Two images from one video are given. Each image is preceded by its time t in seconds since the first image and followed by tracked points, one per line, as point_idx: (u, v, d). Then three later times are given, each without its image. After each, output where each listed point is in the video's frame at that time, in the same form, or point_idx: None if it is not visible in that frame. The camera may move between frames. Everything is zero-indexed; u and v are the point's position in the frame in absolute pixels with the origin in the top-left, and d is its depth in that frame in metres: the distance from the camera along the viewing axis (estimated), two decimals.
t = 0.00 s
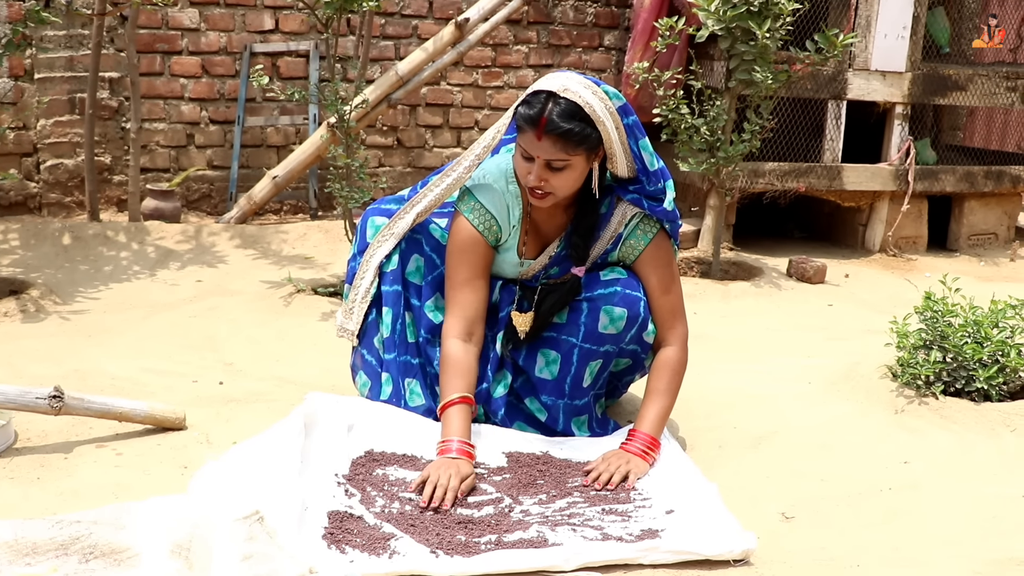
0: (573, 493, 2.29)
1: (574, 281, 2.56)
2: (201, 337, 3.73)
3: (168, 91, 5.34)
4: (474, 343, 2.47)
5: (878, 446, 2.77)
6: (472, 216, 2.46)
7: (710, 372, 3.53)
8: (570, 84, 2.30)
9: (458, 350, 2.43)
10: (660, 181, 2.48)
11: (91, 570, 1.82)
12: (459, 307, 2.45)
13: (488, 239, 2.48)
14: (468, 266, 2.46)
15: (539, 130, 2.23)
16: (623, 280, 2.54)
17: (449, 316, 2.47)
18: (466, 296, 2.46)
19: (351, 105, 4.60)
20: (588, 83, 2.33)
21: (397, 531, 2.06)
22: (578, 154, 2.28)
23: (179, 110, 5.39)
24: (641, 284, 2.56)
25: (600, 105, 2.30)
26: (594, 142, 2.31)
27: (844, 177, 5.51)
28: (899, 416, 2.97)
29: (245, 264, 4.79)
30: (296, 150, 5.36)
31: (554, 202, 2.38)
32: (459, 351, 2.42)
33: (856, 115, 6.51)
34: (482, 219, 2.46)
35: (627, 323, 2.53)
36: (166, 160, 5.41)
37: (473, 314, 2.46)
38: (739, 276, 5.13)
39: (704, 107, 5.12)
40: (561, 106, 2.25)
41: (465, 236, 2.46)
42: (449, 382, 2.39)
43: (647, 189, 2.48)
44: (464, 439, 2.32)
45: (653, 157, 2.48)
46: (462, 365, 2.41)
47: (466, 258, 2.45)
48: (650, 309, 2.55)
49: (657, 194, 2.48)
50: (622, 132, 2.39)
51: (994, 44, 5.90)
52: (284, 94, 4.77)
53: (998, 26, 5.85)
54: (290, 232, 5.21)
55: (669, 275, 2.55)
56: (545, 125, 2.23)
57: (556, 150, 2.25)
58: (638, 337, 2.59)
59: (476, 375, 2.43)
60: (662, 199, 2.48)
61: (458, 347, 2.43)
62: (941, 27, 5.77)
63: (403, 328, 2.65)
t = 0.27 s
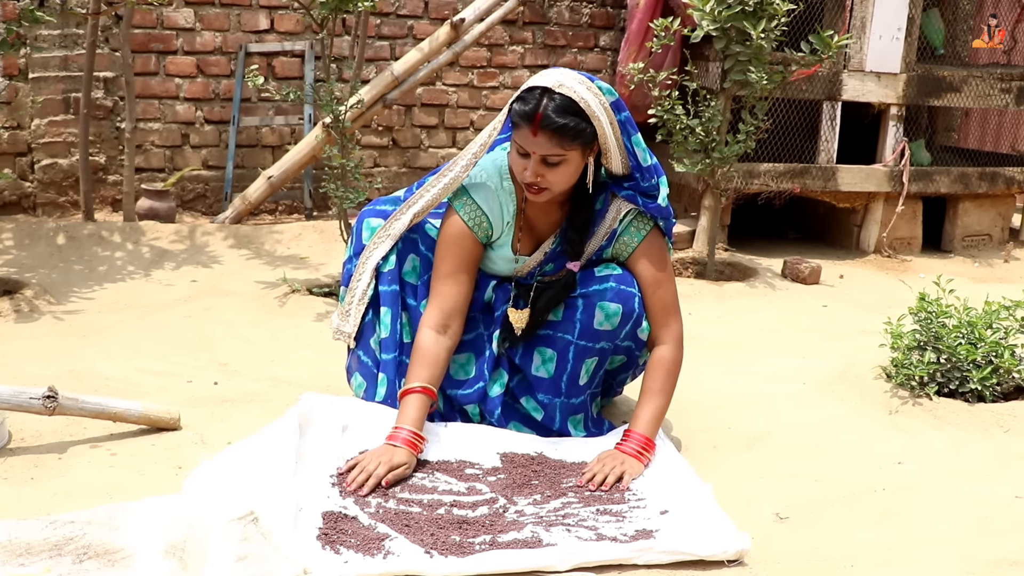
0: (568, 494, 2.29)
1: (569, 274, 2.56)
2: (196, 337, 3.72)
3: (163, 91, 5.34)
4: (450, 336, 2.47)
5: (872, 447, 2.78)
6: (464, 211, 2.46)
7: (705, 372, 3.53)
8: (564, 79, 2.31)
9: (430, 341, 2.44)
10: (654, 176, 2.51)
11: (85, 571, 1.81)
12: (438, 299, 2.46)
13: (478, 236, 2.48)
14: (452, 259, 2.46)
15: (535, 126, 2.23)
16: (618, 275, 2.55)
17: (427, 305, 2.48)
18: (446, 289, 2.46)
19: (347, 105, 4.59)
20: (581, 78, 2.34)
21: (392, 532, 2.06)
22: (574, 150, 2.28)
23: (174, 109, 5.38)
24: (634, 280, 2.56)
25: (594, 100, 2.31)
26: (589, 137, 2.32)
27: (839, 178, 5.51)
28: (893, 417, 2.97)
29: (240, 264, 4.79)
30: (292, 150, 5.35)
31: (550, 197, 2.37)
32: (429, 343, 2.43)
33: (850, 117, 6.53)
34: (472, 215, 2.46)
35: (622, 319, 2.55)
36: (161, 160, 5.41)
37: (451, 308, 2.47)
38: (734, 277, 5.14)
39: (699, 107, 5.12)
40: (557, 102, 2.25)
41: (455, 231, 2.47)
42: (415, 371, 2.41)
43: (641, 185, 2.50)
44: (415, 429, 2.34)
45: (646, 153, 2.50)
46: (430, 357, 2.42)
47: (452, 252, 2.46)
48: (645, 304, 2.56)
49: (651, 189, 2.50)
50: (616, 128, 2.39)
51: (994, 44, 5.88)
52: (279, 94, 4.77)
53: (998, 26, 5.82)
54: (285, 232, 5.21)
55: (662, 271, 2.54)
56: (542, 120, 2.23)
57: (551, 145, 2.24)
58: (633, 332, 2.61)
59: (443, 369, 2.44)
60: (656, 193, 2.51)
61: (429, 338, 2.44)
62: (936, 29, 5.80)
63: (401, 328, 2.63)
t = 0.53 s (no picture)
0: (560, 493, 2.29)
1: (558, 259, 2.57)
2: (187, 336, 3.71)
3: (155, 89, 5.32)
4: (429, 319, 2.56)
5: (863, 446, 2.79)
6: (450, 202, 2.53)
7: (697, 372, 3.54)
8: (560, 72, 2.35)
9: (410, 323, 2.52)
10: (642, 168, 2.56)
11: (75, 570, 1.80)
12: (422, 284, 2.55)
13: (463, 227, 2.55)
14: (438, 247, 2.54)
15: (542, 123, 2.26)
16: (606, 266, 2.56)
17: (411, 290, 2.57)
18: (429, 274, 2.55)
19: (339, 104, 4.58)
20: (575, 70, 2.39)
21: (383, 531, 2.06)
22: (578, 142, 2.32)
23: (166, 108, 5.37)
24: (623, 271, 2.58)
25: (591, 90, 2.37)
26: (591, 129, 2.36)
27: (831, 178, 5.53)
28: (884, 416, 2.98)
29: (231, 263, 4.78)
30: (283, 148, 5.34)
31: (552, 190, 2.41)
32: (411, 325, 2.51)
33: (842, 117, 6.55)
34: (458, 208, 2.53)
35: (611, 309, 2.56)
36: (153, 158, 5.39)
37: (433, 293, 2.55)
38: (726, 276, 5.14)
39: (691, 107, 5.13)
40: (559, 96, 2.28)
41: (442, 220, 2.54)
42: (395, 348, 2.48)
43: (631, 178, 2.56)
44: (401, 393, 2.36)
45: (636, 145, 2.56)
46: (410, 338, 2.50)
47: (437, 240, 2.54)
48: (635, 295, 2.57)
49: (640, 181, 2.56)
50: (609, 120, 2.46)
51: (993, 44, 5.97)
52: (271, 93, 4.75)
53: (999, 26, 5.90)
54: (277, 231, 5.20)
55: (652, 264, 2.58)
56: (549, 116, 2.25)
57: (559, 140, 2.28)
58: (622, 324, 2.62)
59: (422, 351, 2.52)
60: (646, 185, 2.56)
61: (410, 319, 2.52)
62: (928, 30, 5.80)
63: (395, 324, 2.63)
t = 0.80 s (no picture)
0: (555, 492, 2.29)
1: (557, 247, 2.58)
2: (183, 336, 3.71)
3: (150, 88, 5.32)
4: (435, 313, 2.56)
5: (859, 445, 2.79)
6: (450, 197, 2.53)
7: (692, 371, 3.54)
8: (559, 65, 2.38)
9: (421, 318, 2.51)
10: (637, 161, 2.60)
11: (71, 569, 1.80)
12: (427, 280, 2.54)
13: (465, 221, 2.55)
14: (442, 243, 2.54)
15: (549, 117, 2.27)
16: (598, 259, 2.57)
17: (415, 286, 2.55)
18: (435, 270, 2.54)
19: (335, 103, 4.58)
20: (571, 62, 2.42)
21: (379, 530, 2.06)
22: (582, 134, 2.35)
23: (161, 107, 5.36)
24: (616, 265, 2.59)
25: (589, 81, 2.41)
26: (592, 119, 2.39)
27: (826, 177, 5.53)
28: (880, 415, 2.98)
29: (227, 262, 4.77)
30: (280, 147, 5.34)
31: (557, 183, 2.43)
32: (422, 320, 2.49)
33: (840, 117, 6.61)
34: (459, 202, 2.53)
35: (605, 304, 2.57)
36: (149, 158, 5.39)
37: (438, 288, 2.55)
38: (722, 275, 5.15)
39: (688, 106, 5.13)
40: (562, 90, 2.31)
41: (443, 217, 2.54)
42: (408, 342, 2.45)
43: (626, 170, 2.60)
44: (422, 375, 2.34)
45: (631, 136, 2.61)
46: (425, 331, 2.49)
47: (444, 237, 2.54)
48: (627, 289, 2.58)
49: (635, 173, 2.59)
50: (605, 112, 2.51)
51: (994, 44, 5.94)
52: (266, 92, 4.74)
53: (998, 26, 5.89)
54: (273, 230, 5.20)
55: (645, 259, 2.59)
56: (555, 110, 2.27)
57: (567, 133, 2.30)
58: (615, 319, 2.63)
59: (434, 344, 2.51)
60: (642, 175, 2.60)
61: (418, 314, 2.51)
62: (923, 29, 5.81)
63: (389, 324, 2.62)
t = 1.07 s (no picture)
0: (551, 492, 2.29)
1: (553, 244, 2.57)
2: (180, 335, 3.71)
3: (147, 87, 5.31)
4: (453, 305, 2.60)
5: (856, 445, 2.79)
6: (450, 195, 2.53)
7: (689, 370, 3.54)
8: (558, 63, 2.38)
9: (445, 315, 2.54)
10: (633, 155, 2.60)
11: (67, 569, 1.80)
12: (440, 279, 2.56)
13: (465, 220, 2.55)
14: (446, 242, 2.55)
15: (549, 115, 2.27)
16: (593, 255, 2.56)
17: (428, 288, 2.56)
18: (444, 270, 2.56)
19: (332, 102, 4.58)
20: (570, 59, 2.42)
21: (376, 529, 2.06)
22: (582, 131, 2.35)
23: (158, 106, 5.36)
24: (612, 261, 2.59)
25: (587, 78, 2.41)
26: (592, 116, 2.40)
27: (823, 176, 5.54)
28: (876, 414, 2.99)
29: (224, 261, 4.77)
30: (276, 147, 5.33)
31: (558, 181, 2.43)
32: (450, 316, 2.53)
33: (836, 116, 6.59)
34: (459, 201, 2.53)
35: (601, 300, 2.56)
36: (145, 157, 5.38)
37: (450, 285, 2.58)
38: (719, 274, 5.15)
39: (684, 105, 5.13)
40: (562, 87, 2.31)
41: (444, 216, 2.54)
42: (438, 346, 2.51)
43: (623, 165, 2.59)
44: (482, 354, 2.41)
45: (628, 131, 2.61)
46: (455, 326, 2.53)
47: (447, 237, 2.54)
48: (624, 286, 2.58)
49: (632, 168, 2.59)
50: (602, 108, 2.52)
51: (994, 44, 5.86)
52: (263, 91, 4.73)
53: (998, 26, 5.85)
54: (270, 229, 5.19)
55: (640, 256, 2.59)
56: (556, 108, 2.27)
57: (568, 132, 2.30)
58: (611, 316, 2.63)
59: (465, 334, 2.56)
60: (641, 170, 2.60)
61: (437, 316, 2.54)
62: (919, 28, 5.82)
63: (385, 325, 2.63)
